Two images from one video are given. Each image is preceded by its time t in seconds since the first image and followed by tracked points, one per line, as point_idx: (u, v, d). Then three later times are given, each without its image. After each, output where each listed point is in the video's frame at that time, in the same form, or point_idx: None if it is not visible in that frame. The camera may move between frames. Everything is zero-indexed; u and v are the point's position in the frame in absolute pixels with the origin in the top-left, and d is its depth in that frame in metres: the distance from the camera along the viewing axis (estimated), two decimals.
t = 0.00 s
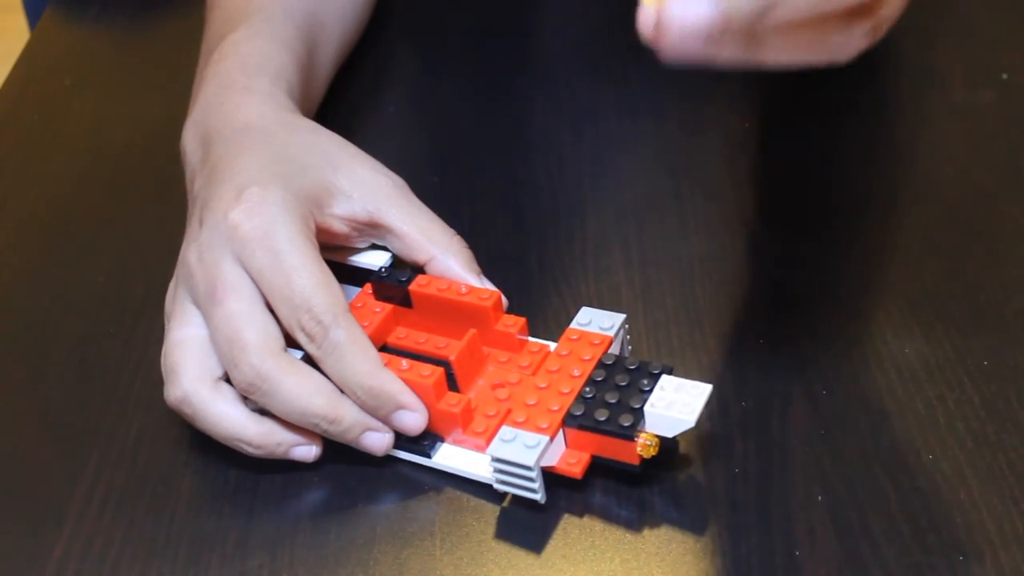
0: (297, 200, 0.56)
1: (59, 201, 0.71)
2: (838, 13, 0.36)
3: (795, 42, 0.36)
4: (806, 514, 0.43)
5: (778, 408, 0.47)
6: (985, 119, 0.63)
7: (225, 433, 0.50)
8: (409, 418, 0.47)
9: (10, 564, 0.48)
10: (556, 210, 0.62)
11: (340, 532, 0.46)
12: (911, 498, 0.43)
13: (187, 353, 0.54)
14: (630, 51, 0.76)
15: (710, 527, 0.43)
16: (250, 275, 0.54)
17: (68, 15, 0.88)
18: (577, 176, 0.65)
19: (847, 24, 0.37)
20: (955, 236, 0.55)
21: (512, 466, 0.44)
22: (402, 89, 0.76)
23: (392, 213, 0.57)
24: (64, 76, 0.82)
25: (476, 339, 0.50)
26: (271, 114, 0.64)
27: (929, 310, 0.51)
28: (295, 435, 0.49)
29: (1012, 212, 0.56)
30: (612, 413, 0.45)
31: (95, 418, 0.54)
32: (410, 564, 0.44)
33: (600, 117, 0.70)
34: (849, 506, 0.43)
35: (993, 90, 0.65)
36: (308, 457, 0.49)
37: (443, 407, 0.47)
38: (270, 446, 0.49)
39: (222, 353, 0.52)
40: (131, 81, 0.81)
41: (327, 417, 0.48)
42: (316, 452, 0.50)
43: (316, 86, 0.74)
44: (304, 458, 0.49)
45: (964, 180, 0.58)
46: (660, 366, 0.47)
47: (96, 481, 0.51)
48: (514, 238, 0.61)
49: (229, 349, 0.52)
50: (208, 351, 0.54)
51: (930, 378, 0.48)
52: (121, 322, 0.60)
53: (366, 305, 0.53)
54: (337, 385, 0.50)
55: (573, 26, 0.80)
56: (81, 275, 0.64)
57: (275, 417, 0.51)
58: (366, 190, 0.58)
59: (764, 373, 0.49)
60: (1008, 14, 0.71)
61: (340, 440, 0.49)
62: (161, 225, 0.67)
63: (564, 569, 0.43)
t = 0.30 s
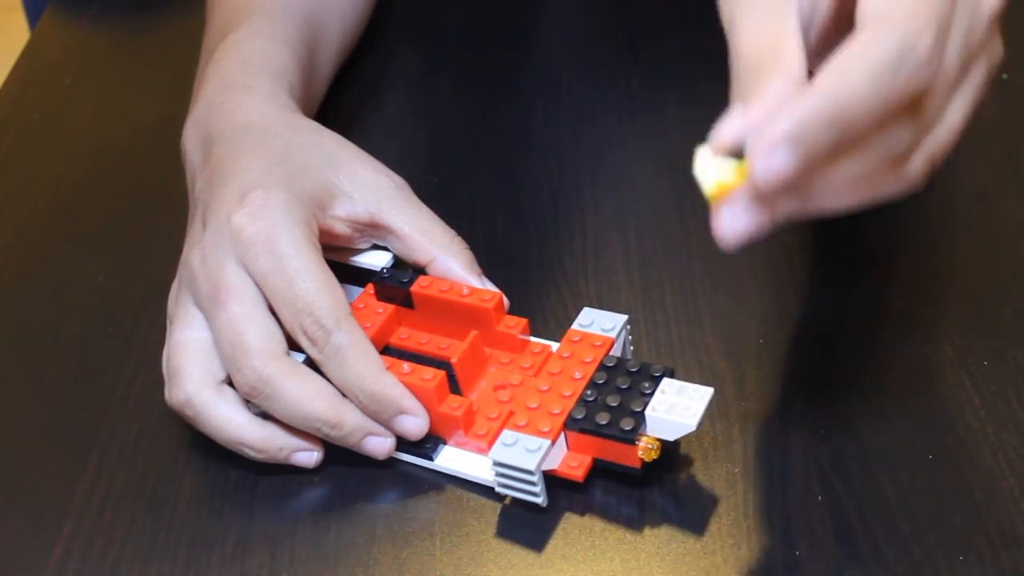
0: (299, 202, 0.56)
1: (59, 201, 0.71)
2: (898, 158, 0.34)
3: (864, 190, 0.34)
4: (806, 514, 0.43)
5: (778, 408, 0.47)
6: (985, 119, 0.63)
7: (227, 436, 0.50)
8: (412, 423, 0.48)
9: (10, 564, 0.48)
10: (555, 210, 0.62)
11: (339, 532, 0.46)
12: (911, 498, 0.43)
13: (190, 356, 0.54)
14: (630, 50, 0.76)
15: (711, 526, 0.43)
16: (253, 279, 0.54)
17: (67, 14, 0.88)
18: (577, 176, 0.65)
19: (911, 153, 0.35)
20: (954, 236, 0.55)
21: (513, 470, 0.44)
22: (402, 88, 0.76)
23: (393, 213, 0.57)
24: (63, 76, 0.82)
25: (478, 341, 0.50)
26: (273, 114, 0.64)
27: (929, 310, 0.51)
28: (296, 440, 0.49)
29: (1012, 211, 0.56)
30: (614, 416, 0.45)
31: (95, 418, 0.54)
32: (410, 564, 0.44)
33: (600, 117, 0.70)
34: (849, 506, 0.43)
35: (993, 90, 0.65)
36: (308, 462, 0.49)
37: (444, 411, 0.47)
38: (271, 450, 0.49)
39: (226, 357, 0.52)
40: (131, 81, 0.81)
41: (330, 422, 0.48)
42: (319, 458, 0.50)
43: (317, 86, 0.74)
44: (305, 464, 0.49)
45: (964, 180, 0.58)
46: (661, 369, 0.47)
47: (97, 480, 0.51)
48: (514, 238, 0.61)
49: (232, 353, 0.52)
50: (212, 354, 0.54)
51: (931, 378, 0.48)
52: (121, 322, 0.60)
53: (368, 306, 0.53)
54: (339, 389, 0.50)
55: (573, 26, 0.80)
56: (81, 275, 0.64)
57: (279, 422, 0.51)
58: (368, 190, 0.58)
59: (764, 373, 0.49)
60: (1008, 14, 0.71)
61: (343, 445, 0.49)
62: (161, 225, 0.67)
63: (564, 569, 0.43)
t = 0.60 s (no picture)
0: (301, 202, 0.56)
1: (59, 201, 0.71)
2: (850, 258, 0.38)
3: (825, 279, 0.39)
4: (806, 513, 0.43)
5: (778, 408, 0.47)
6: (986, 119, 0.63)
7: (218, 431, 0.50)
8: (413, 424, 0.48)
9: (11, 564, 0.48)
10: (556, 210, 0.62)
11: (339, 532, 0.46)
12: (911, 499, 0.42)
13: (187, 349, 0.54)
14: (631, 50, 0.76)
15: (710, 526, 0.43)
16: (255, 280, 0.54)
17: (67, 14, 0.88)
18: (578, 176, 0.65)
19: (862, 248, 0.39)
20: (955, 236, 0.55)
21: (512, 470, 0.44)
22: (402, 87, 0.76)
23: (394, 212, 0.57)
24: (63, 75, 0.82)
25: (478, 341, 0.50)
26: (274, 113, 0.64)
27: (929, 309, 0.51)
28: (285, 440, 0.49)
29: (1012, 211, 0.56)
30: (614, 416, 0.45)
31: (95, 417, 0.54)
32: (410, 564, 0.44)
33: (600, 117, 0.70)
34: (849, 506, 0.43)
35: (994, 90, 0.65)
36: (298, 461, 0.49)
37: (444, 411, 0.47)
38: (259, 448, 0.49)
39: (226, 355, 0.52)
40: (132, 81, 0.81)
41: (329, 423, 0.48)
42: (309, 458, 0.49)
43: (317, 85, 0.74)
44: (293, 465, 0.49)
45: (965, 179, 0.58)
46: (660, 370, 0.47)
47: (97, 480, 0.51)
48: (514, 238, 0.61)
49: (232, 353, 0.52)
50: (210, 349, 0.54)
51: (931, 378, 0.47)
52: (121, 321, 0.60)
53: (368, 306, 0.53)
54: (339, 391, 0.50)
55: (573, 26, 0.80)
56: (81, 275, 0.64)
57: (279, 424, 0.51)
58: (369, 190, 0.58)
59: (764, 373, 0.49)
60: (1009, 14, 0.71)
61: (342, 446, 0.49)
62: (161, 225, 0.67)
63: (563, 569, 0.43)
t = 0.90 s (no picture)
0: (302, 203, 0.56)
1: (58, 201, 0.71)
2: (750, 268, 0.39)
3: (721, 305, 0.39)
4: (806, 513, 0.43)
5: (778, 408, 0.48)
6: (985, 119, 0.63)
7: (220, 432, 0.50)
8: (415, 424, 0.48)
9: (10, 564, 0.48)
10: (555, 210, 0.62)
11: (339, 532, 0.46)
12: (911, 498, 0.43)
13: (189, 351, 0.54)
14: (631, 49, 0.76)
15: (710, 525, 0.43)
16: (256, 281, 0.54)
17: (66, 14, 0.88)
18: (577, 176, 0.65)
19: (751, 264, 0.39)
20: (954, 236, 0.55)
21: (513, 469, 0.44)
22: (402, 87, 0.76)
23: (394, 213, 0.57)
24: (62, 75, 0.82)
25: (479, 341, 0.50)
26: (274, 112, 0.64)
27: (929, 310, 0.51)
28: (288, 441, 0.49)
29: (1011, 212, 0.56)
30: (615, 416, 0.45)
31: (95, 418, 0.54)
32: (410, 564, 0.44)
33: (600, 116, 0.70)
34: (849, 506, 0.43)
35: (993, 91, 0.65)
36: (302, 462, 0.49)
37: (445, 411, 0.48)
38: (262, 449, 0.49)
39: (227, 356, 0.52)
40: (131, 81, 0.81)
41: (330, 423, 0.48)
42: (312, 458, 0.50)
43: (317, 85, 0.74)
44: (296, 466, 0.49)
45: (964, 180, 0.58)
46: (660, 372, 0.47)
47: (97, 480, 0.51)
48: (514, 238, 0.61)
49: (233, 353, 0.52)
50: (211, 350, 0.54)
51: (930, 379, 0.48)
52: (121, 322, 0.60)
53: (367, 306, 0.53)
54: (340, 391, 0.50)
55: (573, 26, 0.80)
56: (81, 275, 0.64)
57: (281, 425, 0.51)
58: (369, 190, 0.58)
59: (763, 373, 0.50)
60: (1009, 13, 0.71)
61: (343, 446, 0.49)
62: (160, 225, 0.67)
63: (564, 569, 0.43)
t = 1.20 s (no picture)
0: (304, 202, 0.56)
1: (58, 201, 0.71)
2: (718, 300, 0.42)
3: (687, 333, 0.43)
4: (806, 514, 0.43)
5: (778, 408, 0.48)
6: (985, 119, 0.63)
7: (223, 432, 0.50)
8: (417, 423, 0.48)
9: (10, 564, 0.48)
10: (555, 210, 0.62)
11: (338, 532, 0.46)
12: (911, 498, 0.43)
13: (191, 351, 0.54)
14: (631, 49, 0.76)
15: (710, 526, 0.43)
16: (258, 281, 0.54)
17: (66, 14, 0.88)
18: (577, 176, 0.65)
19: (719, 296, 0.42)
20: (954, 236, 0.55)
21: (517, 468, 0.44)
22: (402, 87, 0.76)
23: (396, 212, 0.57)
24: (63, 75, 0.82)
25: (481, 341, 0.50)
26: (274, 112, 0.64)
27: (929, 310, 0.51)
28: (291, 441, 0.49)
29: (1011, 212, 0.56)
30: (619, 415, 0.45)
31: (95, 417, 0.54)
32: (410, 564, 0.44)
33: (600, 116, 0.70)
34: (849, 506, 0.43)
35: (992, 90, 0.65)
36: (304, 462, 0.49)
37: (449, 410, 0.48)
38: (265, 449, 0.49)
39: (229, 356, 0.52)
40: (131, 81, 0.81)
41: (334, 423, 0.48)
42: (315, 457, 0.49)
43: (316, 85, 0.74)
44: (299, 466, 0.49)
45: (964, 180, 0.58)
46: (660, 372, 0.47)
47: (96, 480, 0.51)
48: (514, 238, 0.61)
49: (235, 353, 0.52)
50: (213, 350, 0.54)
51: (930, 379, 0.48)
52: (121, 322, 0.60)
53: (370, 305, 0.53)
54: (343, 391, 0.50)
55: (574, 26, 0.80)
56: (81, 275, 0.64)
57: (284, 425, 0.51)
58: (370, 189, 0.58)
59: (763, 373, 0.49)
60: (1009, 14, 0.71)
61: (346, 445, 0.49)
62: (161, 225, 0.67)
63: (564, 569, 0.43)
